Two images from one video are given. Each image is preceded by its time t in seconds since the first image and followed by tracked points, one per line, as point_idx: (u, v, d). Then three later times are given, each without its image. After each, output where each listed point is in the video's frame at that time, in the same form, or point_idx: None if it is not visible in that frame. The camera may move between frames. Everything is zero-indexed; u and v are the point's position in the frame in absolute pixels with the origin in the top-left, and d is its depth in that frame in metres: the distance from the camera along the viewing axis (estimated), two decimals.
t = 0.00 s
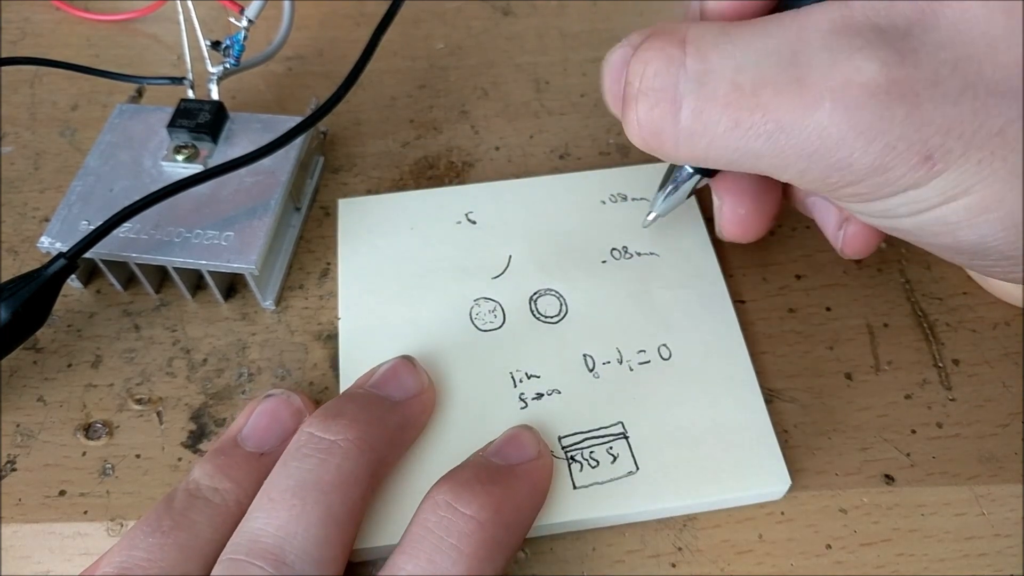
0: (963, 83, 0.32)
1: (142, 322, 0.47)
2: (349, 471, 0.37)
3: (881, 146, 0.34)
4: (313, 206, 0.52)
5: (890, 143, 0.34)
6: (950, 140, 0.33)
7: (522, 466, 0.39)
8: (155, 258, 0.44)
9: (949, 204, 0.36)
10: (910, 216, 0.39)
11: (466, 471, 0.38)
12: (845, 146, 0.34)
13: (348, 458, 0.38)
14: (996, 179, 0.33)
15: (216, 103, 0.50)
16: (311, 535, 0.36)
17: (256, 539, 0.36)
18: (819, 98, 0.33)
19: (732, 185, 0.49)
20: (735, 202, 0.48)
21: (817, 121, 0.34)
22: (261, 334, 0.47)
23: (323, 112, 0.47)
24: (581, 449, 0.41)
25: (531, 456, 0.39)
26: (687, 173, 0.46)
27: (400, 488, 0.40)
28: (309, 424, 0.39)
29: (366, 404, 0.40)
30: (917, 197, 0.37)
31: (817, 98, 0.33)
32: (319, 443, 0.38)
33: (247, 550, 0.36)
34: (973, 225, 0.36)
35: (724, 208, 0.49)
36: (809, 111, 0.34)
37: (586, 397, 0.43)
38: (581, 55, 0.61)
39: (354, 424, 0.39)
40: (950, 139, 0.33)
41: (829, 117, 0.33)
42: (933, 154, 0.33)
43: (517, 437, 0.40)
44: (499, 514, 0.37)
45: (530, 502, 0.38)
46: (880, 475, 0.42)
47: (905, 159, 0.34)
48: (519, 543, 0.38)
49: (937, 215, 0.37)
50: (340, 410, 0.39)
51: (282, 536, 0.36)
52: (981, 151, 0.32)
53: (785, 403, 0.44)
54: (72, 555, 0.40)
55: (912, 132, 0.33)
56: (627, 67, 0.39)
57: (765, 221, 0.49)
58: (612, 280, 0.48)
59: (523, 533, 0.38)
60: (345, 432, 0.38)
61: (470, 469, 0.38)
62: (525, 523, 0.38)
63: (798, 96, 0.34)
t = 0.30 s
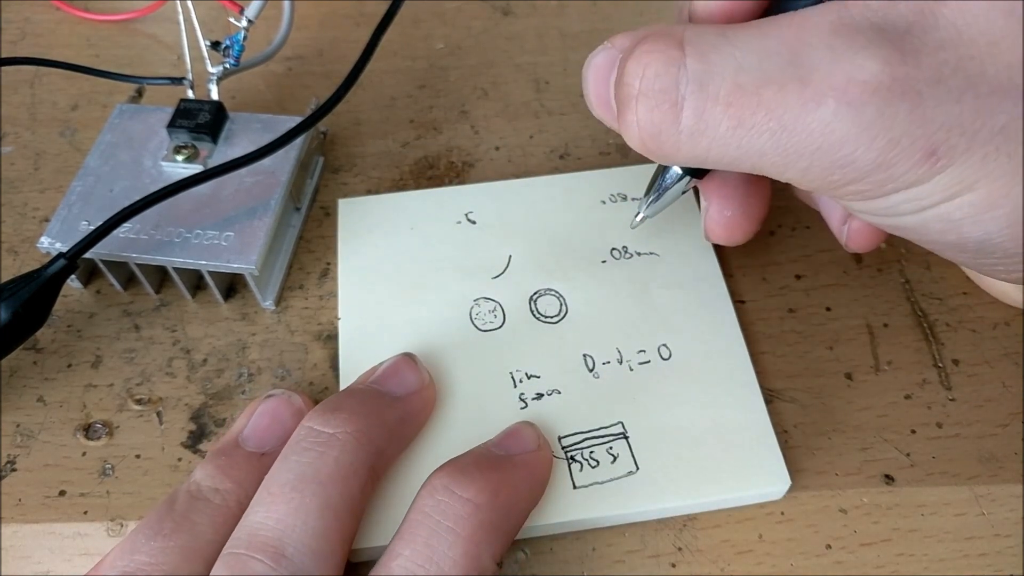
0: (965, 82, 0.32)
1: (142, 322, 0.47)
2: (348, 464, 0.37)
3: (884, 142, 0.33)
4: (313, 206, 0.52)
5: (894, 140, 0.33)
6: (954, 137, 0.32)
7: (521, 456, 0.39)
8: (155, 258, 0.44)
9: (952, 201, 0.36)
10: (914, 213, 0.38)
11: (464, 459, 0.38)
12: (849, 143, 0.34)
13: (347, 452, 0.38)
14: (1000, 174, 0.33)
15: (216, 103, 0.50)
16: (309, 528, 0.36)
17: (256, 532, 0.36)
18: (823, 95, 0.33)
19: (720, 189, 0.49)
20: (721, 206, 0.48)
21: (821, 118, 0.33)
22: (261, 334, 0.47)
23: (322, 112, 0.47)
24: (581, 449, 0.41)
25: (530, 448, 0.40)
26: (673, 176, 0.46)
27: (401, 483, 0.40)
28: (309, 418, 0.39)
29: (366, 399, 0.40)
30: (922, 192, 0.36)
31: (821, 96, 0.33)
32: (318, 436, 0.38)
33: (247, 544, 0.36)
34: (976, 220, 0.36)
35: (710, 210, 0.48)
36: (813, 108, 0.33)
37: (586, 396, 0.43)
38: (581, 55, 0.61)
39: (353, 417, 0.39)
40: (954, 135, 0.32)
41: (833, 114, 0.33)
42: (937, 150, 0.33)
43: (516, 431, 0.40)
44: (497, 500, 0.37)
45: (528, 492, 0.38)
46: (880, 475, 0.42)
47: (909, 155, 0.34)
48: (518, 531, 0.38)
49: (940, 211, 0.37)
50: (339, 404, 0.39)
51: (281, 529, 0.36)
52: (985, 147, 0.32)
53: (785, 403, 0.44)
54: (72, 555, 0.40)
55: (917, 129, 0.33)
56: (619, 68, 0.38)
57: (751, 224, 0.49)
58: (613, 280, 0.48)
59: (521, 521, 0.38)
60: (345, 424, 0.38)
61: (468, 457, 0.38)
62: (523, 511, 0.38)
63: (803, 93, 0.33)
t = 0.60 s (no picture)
0: (975, 72, 0.32)
1: (142, 322, 0.47)
2: (348, 460, 0.37)
3: (892, 132, 0.33)
4: (313, 207, 0.52)
5: (902, 130, 0.33)
6: (963, 127, 0.32)
7: (521, 452, 0.39)
8: (155, 258, 0.44)
9: (959, 193, 0.36)
10: (922, 206, 0.38)
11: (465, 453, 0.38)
12: (857, 133, 0.34)
13: (347, 447, 0.38)
14: (1007, 167, 0.33)
15: (216, 103, 0.50)
16: (309, 524, 0.36)
17: (256, 530, 0.36)
18: (830, 84, 0.33)
19: (726, 180, 0.49)
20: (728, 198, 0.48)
21: (828, 106, 0.33)
22: (260, 334, 0.47)
23: (322, 112, 0.47)
24: (581, 449, 0.41)
25: (531, 445, 0.40)
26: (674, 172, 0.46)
27: (401, 482, 0.40)
28: (309, 415, 0.39)
29: (366, 395, 0.40)
30: (928, 184, 0.36)
31: (829, 84, 0.33)
32: (317, 433, 0.38)
33: (246, 541, 0.36)
34: (983, 213, 0.36)
35: (716, 203, 0.48)
36: (821, 97, 0.33)
37: (586, 397, 0.43)
38: (581, 55, 0.61)
39: (352, 414, 0.39)
40: (964, 126, 0.32)
41: (840, 103, 0.33)
42: (945, 141, 0.33)
43: (516, 428, 0.40)
44: (496, 492, 0.37)
45: (529, 487, 0.38)
46: (880, 475, 0.42)
47: (917, 147, 0.34)
48: (518, 525, 0.38)
49: (948, 204, 0.37)
50: (338, 401, 0.39)
51: (281, 526, 0.36)
52: (994, 138, 0.32)
53: (785, 403, 0.44)
54: (72, 555, 0.40)
55: (927, 119, 0.33)
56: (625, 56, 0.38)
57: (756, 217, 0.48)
58: (612, 280, 0.48)
59: (521, 514, 0.38)
60: (344, 421, 0.38)
61: (467, 453, 0.38)
62: (522, 505, 0.38)
63: (810, 81, 0.33)
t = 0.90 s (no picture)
0: (962, 82, 0.32)
1: (142, 322, 0.47)
2: (347, 457, 0.37)
3: (886, 142, 0.33)
4: (313, 207, 0.52)
5: (896, 139, 0.33)
6: (956, 135, 0.33)
7: (520, 449, 0.39)
8: (155, 258, 0.44)
9: (958, 200, 0.35)
10: (918, 216, 0.38)
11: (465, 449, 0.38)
12: (852, 146, 0.33)
13: (347, 444, 0.38)
14: (1004, 171, 0.33)
15: (216, 103, 0.50)
16: (308, 520, 0.36)
17: (255, 526, 0.36)
18: (825, 103, 0.32)
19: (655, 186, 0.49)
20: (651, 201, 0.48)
21: (825, 125, 0.33)
22: (261, 334, 0.47)
23: (322, 112, 0.47)
24: (581, 449, 0.41)
25: (531, 442, 0.40)
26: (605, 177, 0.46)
27: (401, 480, 0.40)
28: (308, 413, 0.39)
29: (366, 393, 0.40)
30: (924, 194, 0.36)
31: (823, 103, 0.32)
32: (316, 430, 0.38)
33: (245, 537, 0.36)
34: (984, 219, 0.36)
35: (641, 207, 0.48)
36: (817, 116, 0.33)
37: (586, 397, 0.43)
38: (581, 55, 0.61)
39: (352, 412, 0.39)
40: (956, 133, 0.33)
41: (836, 121, 0.33)
42: (940, 149, 0.33)
43: (516, 426, 0.40)
44: (496, 487, 0.37)
45: (528, 484, 0.38)
46: (880, 475, 0.42)
47: (911, 155, 0.33)
48: (517, 521, 0.38)
49: (945, 213, 0.37)
50: (338, 398, 0.39)
51: (281, 522, 0.36)
52: (988, 144, 0.33)
53: (785, 403, 0.44)
54: (72, 555, 0.40)
55: (919, 128, 0.33)
56: (590, 87, 0.34)
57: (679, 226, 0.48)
58: (612, 280, 0.48)
59: (521, 510, 0.38)
60: (343, 418, 0.38)
61: (468, 449, 0.38)
62: (522, 502, 0.38)
63: (806, 102, 0.32)
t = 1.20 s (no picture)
0: (982, 87, 0.32)
1: (142, 322, 0.47)
2: (347, 455, 0.37)
3: (908, 148, 0.33)
4: (313, 207, 0.52)
5: (916, 145, 0.33)
6: (975, 142, 0.32)
7: (521, 449, 0.39)
8: (155, 258, 0.44)
9: (975, 211, 0.35)
10: (932, 227, 0.38)
11: (466, 448, 0.38)
12: (874, 151, 0.33)
13: (347, 443, 0.38)
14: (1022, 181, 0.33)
15: (216, 103, 0.50)
16: (309, 518, 0.36)
17: (255, 525, 0.36)
18: (849, 103, 0.32)
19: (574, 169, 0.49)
20: (558, 176, 0.48)
21: (847, 125, 0.32)
22: (260, 334, 0.47)
23: (323, 112, 0.47)
24: (581, 449, 0.41)
25: (531, 442, 0.40)
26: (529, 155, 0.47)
27: (401, 479, 0.40)
28: (308, 412, 0.39)
29: (365, 392, 0.40)
30: (939, 205, 0.36)
31: (846, 103, 0.32)
32: (316, 429, 0.38)
33: (245, 536, 0.36)
34: (1000, 228, 0.36)
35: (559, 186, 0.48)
36: (840, 116, 0.32)
37: (586, 397, 0.43)
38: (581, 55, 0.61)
39: (352, 411, 0.39)
40: (975, 141, 0.32)
41: (858, 122, 0.32)
42: (959, 157, 0.33)
43: (516, 426, 0.40)
44: (496, 486, 0.37)
45: (528, 484, 0.38)
46: (880, 475, 0.42)
47: (931, 163, 0.33)
48: (517, 520, 0.38)
49: (960, 223, 0.37)
50: (338, 397, 0.39)
51: (281, 521, 0.36)
52: (1006, 152, 0.32)
53: (785, 403, 0.44)
54: (72, 555, 0.40)
55: (939, 134, 0.32)
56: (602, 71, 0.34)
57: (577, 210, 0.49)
58: (613, 280, 0.48)
59: (521, 510, 0.38)
60: (343, 417, 0.38)
61: (468, 448, 0.38)
62: (522, 502, 0.38)
63: (827, 100, 0.32)
